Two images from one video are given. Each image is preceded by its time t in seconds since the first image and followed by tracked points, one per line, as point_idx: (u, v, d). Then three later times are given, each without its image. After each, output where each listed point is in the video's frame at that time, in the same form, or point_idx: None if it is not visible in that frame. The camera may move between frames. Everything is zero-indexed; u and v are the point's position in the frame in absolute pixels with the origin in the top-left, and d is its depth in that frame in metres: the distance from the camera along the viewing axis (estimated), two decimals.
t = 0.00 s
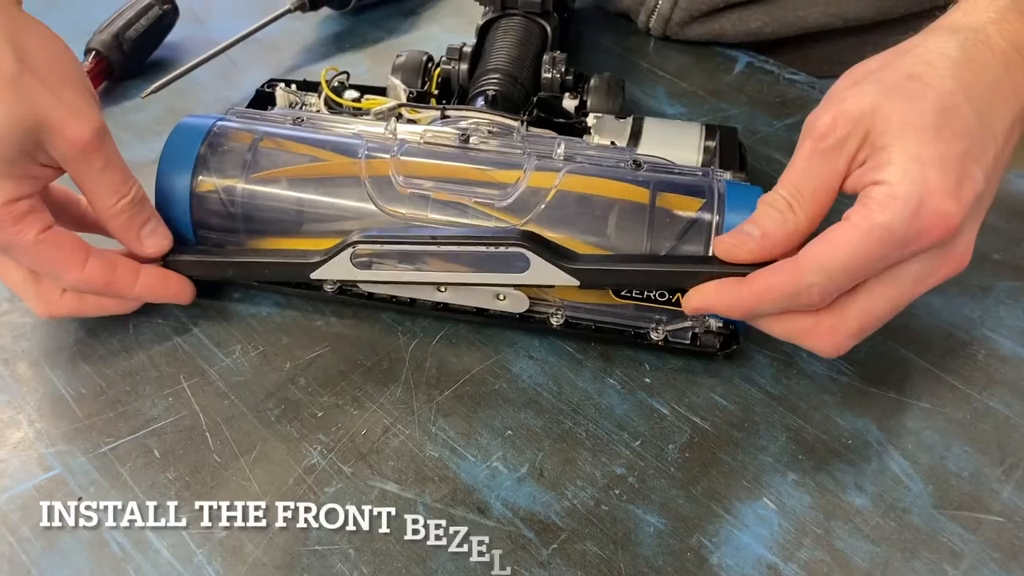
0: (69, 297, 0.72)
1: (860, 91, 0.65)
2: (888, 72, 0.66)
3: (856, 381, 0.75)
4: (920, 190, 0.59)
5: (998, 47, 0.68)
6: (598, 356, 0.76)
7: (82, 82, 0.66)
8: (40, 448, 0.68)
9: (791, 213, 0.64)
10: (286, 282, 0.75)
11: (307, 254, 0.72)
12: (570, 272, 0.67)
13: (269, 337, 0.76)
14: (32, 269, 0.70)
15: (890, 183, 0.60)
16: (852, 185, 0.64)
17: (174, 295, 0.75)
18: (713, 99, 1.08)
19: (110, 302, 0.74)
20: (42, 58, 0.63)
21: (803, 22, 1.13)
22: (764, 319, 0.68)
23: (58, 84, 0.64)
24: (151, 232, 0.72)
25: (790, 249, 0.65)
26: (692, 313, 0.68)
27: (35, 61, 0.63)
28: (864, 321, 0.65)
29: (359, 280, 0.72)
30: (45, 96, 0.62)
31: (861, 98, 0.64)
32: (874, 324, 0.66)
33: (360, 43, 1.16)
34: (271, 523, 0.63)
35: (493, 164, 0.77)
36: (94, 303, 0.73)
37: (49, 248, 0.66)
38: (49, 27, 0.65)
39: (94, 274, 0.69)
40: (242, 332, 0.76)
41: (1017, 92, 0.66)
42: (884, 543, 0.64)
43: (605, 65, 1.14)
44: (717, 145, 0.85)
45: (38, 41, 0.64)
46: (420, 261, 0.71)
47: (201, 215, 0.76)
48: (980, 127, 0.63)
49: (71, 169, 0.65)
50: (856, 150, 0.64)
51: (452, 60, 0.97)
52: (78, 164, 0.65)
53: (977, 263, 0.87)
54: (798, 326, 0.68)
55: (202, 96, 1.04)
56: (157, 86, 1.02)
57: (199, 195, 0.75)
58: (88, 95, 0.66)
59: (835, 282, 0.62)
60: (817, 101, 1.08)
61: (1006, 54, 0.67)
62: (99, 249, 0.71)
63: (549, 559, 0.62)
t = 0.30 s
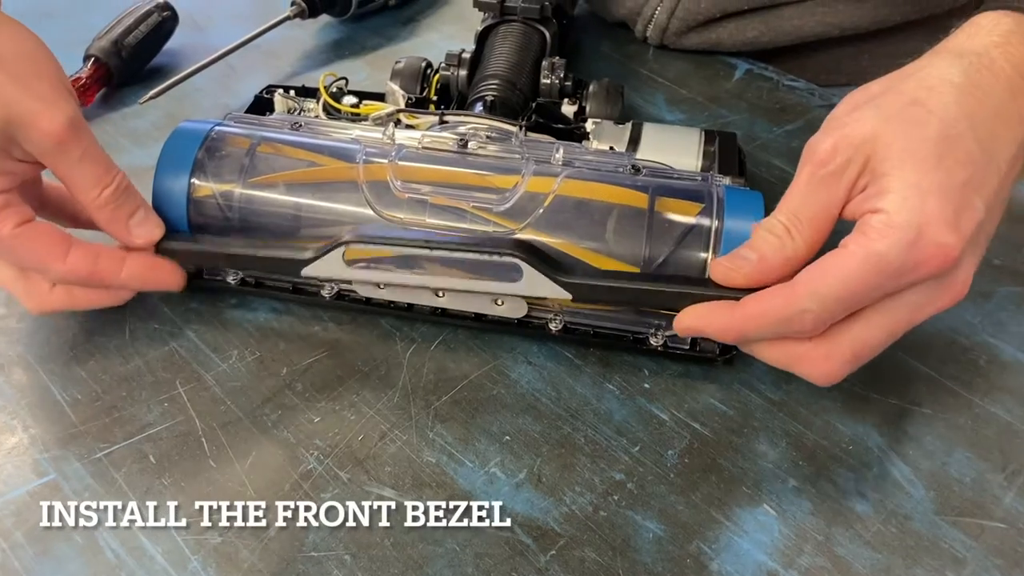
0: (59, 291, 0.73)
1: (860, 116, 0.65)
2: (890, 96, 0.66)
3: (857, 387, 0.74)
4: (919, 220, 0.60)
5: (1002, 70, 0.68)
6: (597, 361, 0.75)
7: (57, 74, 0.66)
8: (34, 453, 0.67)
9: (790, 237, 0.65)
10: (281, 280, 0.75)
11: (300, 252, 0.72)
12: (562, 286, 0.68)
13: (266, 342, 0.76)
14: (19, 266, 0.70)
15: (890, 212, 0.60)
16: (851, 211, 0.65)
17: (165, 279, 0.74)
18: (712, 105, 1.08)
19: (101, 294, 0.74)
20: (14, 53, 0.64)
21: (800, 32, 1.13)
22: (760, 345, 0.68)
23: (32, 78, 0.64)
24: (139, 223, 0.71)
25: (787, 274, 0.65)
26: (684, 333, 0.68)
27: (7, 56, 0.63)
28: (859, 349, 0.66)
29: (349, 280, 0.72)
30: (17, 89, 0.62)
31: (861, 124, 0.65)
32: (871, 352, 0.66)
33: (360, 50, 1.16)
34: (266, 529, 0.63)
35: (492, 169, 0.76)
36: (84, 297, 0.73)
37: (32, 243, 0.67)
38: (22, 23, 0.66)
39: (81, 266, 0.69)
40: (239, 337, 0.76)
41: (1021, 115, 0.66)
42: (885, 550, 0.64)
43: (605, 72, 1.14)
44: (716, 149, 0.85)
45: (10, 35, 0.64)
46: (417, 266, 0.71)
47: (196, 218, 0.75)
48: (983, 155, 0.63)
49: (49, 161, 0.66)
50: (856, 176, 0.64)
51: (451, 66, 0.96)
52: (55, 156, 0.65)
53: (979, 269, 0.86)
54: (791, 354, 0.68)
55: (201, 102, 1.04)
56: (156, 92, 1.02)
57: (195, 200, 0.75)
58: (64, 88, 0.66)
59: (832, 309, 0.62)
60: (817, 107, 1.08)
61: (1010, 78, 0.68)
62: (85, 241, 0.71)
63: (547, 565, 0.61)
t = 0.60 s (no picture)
0: (58, 297, 0.73)
1: (843, 126, 0.65)
2: (876, 107, 0.65)
3: (854, 391, 0.74)
4: (889, 237, 0.59)
5: (994, 80, 0.67)
6: (594, 365, 0.75)
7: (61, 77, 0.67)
8: (30, 456, 0.67)
9: (764, 244, 0.64)
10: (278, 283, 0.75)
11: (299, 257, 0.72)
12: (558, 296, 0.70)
13: (262, 346, 0.76)
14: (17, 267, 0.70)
15: (862, 228, 0.60)
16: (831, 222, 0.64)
17: (165, 288, 0.75)
18: (710, 110, 1.08)
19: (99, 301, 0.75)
20: (21, 57, 0.65)
21: (794, 38, 1.13)
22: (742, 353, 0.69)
23: (39, 81, 0.65)
24: (133, 230, 0.72)
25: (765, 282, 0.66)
26: (674, 343, 0.69)
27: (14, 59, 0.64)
28: (838, 361, 0.65)
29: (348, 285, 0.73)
30: (24, 92, 0.63)
31: (843, 134, 0.64)
32: (851, 364, 0.66)
33: (358, 54, 1.16)
34: (261, 532, 0.63)
35: (489, 173, 0.76)
36: (84, 303, 0.74)
37: (35, 245, 0.68)
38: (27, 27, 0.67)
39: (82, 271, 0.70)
40: (235, 341, 0.76)
41: (1012, 128, 0.65)
42: (882, 554, 0.63)
43: (603, 77, 1.14)
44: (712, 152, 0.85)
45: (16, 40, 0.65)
46: (413, 270, 0.71)
47: (194, 221, 0.76)
48: (966, 170, 0.62)
49: (53, 165, 0.67)
50: (834, 189, 0.64)
51: (449, 70, 0.97)
52: (59, 160, 0.66)
53: (977, 273, 0.86)
54: (773, 362, 0.68)
55: (199, 106, 1.04)
56: (155, 96, 1.02)
57: (193, 204, 0.75)
58: (68, 91, 0.67)
59: (804, 322, 0.62)
60: (815, 112, 1.08)
61: (1002, 89, 0.66)
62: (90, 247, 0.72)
63: (542, 569, 0.61)
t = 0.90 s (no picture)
0: (58, 292, 0.72)
1: (833, 147, 0.65)
2: (861, 126, 0.66)
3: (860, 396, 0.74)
4: (908, 235, 0.59)
5: (972, 90, 0.68)
6: (598, 370, 0.75)
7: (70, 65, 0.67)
8: (34, 462, 0.67)
9: (778, 269, 0.64)
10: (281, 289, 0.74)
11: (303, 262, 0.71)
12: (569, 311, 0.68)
13: (266, 351, 0.75)
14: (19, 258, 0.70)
15: (878, 231, 0.59)
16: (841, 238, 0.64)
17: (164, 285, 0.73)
18: (714, 114, 1.08)
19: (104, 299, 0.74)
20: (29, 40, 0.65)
21: (799, 45, 1.12)
22: (764, 377, 0.67)
23: (46, 66, 0.64)
24: (141, 220, 0.71)
25: (780, 305, 0.65)
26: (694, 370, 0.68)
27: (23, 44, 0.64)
28: (866, 368, 0.64)
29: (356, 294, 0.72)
30: (31, 77, 0.63)
31: (837, 153, 0.64)
32: (876, 370, 0.65)
33: (361, 58, 1.16)
34: (266, 538, 0.62)
35: (494, 177, 0.76)
36: (83, 299, 0.73)
37: (38, 234, 0.67)
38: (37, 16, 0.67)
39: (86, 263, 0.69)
40: (239, 345, 0.76)
41: (994, 131, 0.67)
42: (889, 560, 0.63)
43: (607, 81, 1.14)
44: (716, 156, 0.85)
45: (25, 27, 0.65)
46: (419, 273, 0.72)
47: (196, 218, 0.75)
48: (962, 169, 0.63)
49: (59, 151, 0.66)
50: (836, 205, 0.64)
51: (452, 74, 0.96)
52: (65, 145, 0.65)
53: (982, 278, 0.86)
54: (801, 383, 0.66)
55: (202, 110, 1.04)
56: (158, 99, 1.02)
57: (196, 209, 0.75)
58: (76, 77, 0.66)
59: (834, 330, 0.61)
60: (819, 116, 1.08)
61: (976, 96, 0.68)
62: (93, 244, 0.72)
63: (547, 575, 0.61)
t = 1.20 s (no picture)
0: (56, 301, 0.72)
1: (839, 166, 0.64)
2: (870, 146, 0.65)
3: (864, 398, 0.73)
4: (898, 275, 0.59)
5: (986, 116, 0.66)
6: (600, 371, 0.74)
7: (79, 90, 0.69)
8: (31, 463, 0.67)
9: (768, 285, 0.63)
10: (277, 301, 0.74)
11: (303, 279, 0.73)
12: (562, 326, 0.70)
13: (266, 351, 0.75)
14: (18, 272, 0.70)
15: (869, 267, 0.60)
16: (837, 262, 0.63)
17: (159, 302, 0.75)
18: (716, 114, 1.08)
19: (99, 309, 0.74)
20: (45, 60, 0.65)
21: (810, 48, 1.13)
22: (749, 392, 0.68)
23: (60, 91, 0.66)
24: (139, 241, 0.73)
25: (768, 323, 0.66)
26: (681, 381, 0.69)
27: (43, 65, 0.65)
28: (847, 398, 0.65)
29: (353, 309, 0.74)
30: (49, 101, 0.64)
31: (844, 173, 0.63)
32: (859, 400, 0.65)
33: (362, 58, 1.15)
34: (265, 540, 0.62)
35: (495, 176, 0.76)
36: (80, 310, 0.73)
37: (42, 251, 0.67)
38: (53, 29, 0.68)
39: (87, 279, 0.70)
40: (238, 346, 0.75)
41: (1003, 159, 0.65)
42: (894, 563, 0.62)
43: (608, 81, 1.14)
44: (718, 156, 0.84)
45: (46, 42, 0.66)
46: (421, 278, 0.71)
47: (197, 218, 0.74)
48: (965, 202, 0.62)
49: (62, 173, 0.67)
50: (835, 229, 0.63)
51: (453, 73, 0.96)
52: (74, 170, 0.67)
53: (988, 279, 0.85)
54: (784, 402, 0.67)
55: (202, 110, 1.03)
56: (157, 99, 1.01)
57: (195, 207, 0.74)
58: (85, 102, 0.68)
59: (816, 361, 0.62)
60: (822, 116, 1.07)
61: (989, 121, 0.66)
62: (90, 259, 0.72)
63: None
